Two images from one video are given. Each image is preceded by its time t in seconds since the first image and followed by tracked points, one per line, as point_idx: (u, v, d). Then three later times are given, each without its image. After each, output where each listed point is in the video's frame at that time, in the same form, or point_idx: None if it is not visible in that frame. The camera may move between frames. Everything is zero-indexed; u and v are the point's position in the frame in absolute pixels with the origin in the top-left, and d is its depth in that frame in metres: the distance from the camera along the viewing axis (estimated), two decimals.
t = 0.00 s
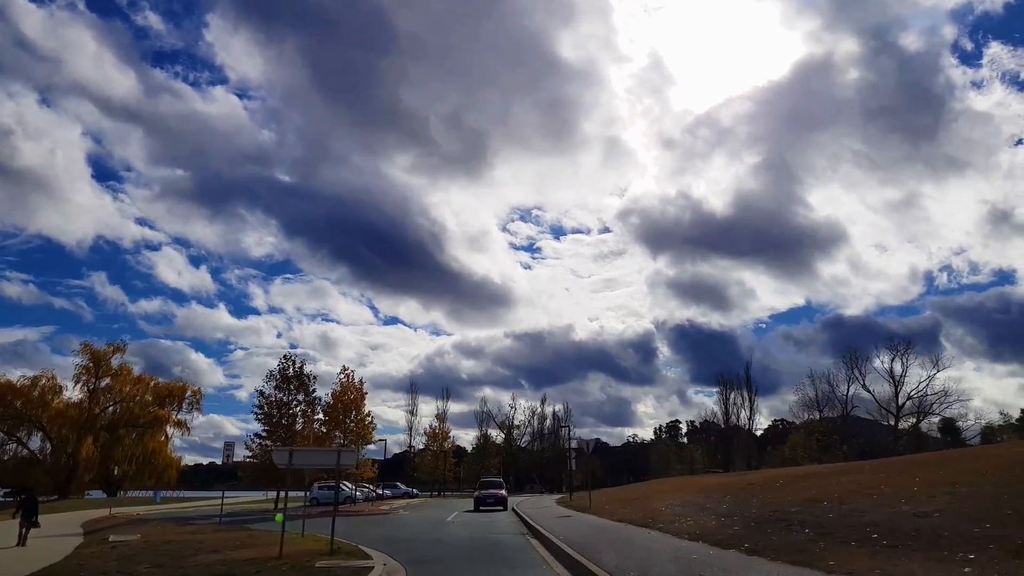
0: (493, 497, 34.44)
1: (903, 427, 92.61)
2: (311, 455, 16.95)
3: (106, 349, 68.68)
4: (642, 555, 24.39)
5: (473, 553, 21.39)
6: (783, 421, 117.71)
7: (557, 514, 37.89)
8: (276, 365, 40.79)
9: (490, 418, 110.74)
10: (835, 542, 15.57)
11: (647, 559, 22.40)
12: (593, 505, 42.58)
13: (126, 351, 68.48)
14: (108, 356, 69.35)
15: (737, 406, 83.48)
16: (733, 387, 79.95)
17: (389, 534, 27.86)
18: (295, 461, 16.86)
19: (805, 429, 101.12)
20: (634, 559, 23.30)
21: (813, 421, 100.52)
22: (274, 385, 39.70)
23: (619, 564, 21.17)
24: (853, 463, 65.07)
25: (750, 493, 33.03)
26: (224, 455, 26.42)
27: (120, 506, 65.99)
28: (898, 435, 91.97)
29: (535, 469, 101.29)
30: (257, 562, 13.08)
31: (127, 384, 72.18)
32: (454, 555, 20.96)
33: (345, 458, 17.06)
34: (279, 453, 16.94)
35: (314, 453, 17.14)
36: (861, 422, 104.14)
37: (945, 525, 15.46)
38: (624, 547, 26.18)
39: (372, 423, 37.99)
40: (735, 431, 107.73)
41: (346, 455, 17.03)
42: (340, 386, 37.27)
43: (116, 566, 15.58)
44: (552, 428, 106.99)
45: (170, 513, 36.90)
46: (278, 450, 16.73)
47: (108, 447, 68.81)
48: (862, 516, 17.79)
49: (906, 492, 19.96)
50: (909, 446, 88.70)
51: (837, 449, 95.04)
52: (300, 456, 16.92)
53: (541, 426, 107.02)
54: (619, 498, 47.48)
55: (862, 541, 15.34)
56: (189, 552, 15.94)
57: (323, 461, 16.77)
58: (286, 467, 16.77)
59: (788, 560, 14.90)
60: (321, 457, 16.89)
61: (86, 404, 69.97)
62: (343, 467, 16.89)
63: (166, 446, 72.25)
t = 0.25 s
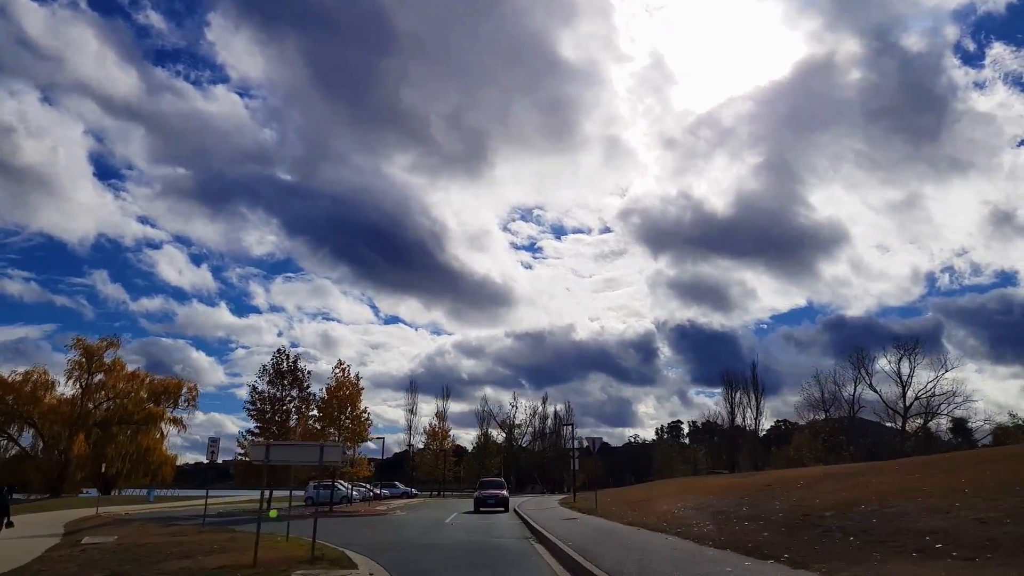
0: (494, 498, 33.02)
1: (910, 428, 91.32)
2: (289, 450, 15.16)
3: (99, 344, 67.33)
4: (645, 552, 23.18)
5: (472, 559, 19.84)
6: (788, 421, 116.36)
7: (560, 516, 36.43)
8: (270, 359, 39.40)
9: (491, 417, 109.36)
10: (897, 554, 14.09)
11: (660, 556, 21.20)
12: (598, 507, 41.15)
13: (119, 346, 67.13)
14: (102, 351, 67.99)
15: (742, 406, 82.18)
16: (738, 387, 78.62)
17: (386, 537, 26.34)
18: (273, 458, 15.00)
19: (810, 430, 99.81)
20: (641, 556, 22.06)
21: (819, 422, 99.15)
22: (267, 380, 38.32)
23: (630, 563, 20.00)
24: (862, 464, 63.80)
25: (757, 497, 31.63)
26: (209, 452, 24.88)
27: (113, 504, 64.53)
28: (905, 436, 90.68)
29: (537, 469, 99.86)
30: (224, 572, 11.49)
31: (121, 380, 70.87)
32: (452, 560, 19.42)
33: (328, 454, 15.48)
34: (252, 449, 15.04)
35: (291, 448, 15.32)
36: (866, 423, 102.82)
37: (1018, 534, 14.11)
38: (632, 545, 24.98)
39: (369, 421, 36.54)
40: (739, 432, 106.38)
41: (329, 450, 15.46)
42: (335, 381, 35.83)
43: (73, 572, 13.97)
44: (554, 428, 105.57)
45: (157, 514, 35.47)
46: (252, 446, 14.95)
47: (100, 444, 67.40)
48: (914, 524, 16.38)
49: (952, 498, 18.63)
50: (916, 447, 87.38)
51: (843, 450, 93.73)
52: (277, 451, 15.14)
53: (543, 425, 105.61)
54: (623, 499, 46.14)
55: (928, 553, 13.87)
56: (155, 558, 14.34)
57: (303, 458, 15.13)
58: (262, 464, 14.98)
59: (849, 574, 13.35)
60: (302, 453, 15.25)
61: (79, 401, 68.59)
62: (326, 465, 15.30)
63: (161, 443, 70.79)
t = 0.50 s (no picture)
0: (496, 501, 31.34)
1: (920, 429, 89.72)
2: (259, 444, 13.62)
3: (92, 343, 65.86)
4: (652, 558, 21.78)
5: (472, 567, 18.17)
6: (795, 422, 114.72)
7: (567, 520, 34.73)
8: (262, 356, 37.84)
9: (493, 419, 107.74)
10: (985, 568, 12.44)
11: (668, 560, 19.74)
12: (605, 510, 39.50)
13: (112, 345, 65.62)
14: (94, 350, 66.52)
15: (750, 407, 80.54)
16: (746, 387, 77.02)
17: (383, 543, 24.60)
18: (240, 456, 13.51)
19: (818, 431, 98.23)
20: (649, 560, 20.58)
21: (827, 423, 97.44)
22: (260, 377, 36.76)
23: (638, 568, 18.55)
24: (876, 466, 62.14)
25: (770, 501, 29.96)
26: (191, 452, 23.08)
27: (106, 507, 62.95)
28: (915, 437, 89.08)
29: (540, 471, 98.15)
30: None
31: (114, 380, 69.34)
32: (451, 569, 17.74)
33: (305, 452, 13.90)
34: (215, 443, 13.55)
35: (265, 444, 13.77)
36: (875, 424, 101.19)
37: None
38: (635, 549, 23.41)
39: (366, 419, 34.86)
40: (745, 433, 104.75)
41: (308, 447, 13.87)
42: (330, 377, 34.20)
43: None
44: (557, 430, 103.93)
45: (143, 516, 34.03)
46: (218, 441, 13.45)
47: (93, 445, 65.87)
48: (987, 532, 14.78)
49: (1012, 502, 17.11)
50: (927, 449, 85.77)
51: (852, 451, 92.12)
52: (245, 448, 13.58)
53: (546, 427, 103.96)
54: (631, 502, 44.55)
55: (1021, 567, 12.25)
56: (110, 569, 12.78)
57: (276, 455, 13.56)
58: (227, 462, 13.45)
59: None
60: (277, 450, 13.67)
61: (71, 401, 67.09)
62: (302, 465, 13.67)
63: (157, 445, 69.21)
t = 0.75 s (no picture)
0: (498, 500, 29.95)
1: (928, 428, 88.27)
2: (224, 436, 12.44)
3: (85, 339, 64.58)
4: (651, 556, 20.68)
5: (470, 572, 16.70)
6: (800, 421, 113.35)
7: (573, 520, 33.32)
8: (256, 351, 36.48)
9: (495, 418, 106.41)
10: None
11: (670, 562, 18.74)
12: (612, 509, 38.08)
13: (105, 341, 64.32)
14: (87, 346, 65.28)
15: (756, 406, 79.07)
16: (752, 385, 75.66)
17: (379, 545, 23.16)
18: (201, 448, 12.39)
19: (823, 430, 96.77)
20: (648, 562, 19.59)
21: (834, 422, 95.94)
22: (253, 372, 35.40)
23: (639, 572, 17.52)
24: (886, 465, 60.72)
25: (781, 502, 28.56)
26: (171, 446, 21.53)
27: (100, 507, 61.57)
28: (923, 436, 87.68)
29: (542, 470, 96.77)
30: None
31: (109, 377, 68.02)
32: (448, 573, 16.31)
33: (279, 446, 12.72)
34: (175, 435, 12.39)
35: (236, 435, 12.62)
36: (882, 424, 99.77)
37: None
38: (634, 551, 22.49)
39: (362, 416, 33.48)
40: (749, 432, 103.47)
41: (282, 439, 12.63)
42: (325, 371, 32.85)
43: None
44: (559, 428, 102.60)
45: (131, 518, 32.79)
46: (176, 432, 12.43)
47: (87, 443, 64.58)
48: None
49: None
50: (936, 448, 84.29)
51: (859, 450, 90.65)
52: (207, 440, 12.45)
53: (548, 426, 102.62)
54: (636, 502, 43.14)
55: None
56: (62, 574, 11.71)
57: (245, 449, 12.36)
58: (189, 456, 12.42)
59: None
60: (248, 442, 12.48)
61: (64, 399, 65.81)
62: (273, 459, 12.41)
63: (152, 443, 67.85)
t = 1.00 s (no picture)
0: (500, 499, 28.36)
1: (938, 424, 86.57)
2: (168, 422, 11.46)
3: (76, 334, 63.07)
4: (656, 556, 18.89)
5: None
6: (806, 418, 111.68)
7: (577, 520, 31.69)
8: (246, 342, 34.86)
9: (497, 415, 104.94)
10: None
11: (683, 560, 16.92)
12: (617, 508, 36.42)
13: (97, 336, 62.79)
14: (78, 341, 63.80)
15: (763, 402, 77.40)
16: (759, 380, 73.98)
17: (371, 549, 21.43)
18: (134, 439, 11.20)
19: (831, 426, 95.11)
20: (657, 560, 17.81)
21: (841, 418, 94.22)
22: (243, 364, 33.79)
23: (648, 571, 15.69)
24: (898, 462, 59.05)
25: (791, 497, 26.88)
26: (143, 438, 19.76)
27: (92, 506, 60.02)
28: (933, 432, 85.96)
29: (545, 468, 95.23)
30: None
31: (101, 373, 66.39)
32: None
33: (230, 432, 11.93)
34: (109, 420, 11.38)
35: (183, 423, 11.64)
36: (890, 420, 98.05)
37: None
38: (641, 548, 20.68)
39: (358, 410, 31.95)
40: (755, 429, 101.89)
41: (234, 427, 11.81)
42: (318, 363, 31.31)
43: None
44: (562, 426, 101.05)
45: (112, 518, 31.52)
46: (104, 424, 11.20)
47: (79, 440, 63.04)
48: None
49: None
50: (946, 444, 82.58)
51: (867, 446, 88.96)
52: (142, 428, 11.25)
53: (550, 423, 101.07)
54: (643, 500, 41.51)
55: None
56: None
57: (190, 440, 11.42)
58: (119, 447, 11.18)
59: None
60: (196, 429, 11.57)
61: (55, 395, 64.31)
62: (226, 450, 11.65)
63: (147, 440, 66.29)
